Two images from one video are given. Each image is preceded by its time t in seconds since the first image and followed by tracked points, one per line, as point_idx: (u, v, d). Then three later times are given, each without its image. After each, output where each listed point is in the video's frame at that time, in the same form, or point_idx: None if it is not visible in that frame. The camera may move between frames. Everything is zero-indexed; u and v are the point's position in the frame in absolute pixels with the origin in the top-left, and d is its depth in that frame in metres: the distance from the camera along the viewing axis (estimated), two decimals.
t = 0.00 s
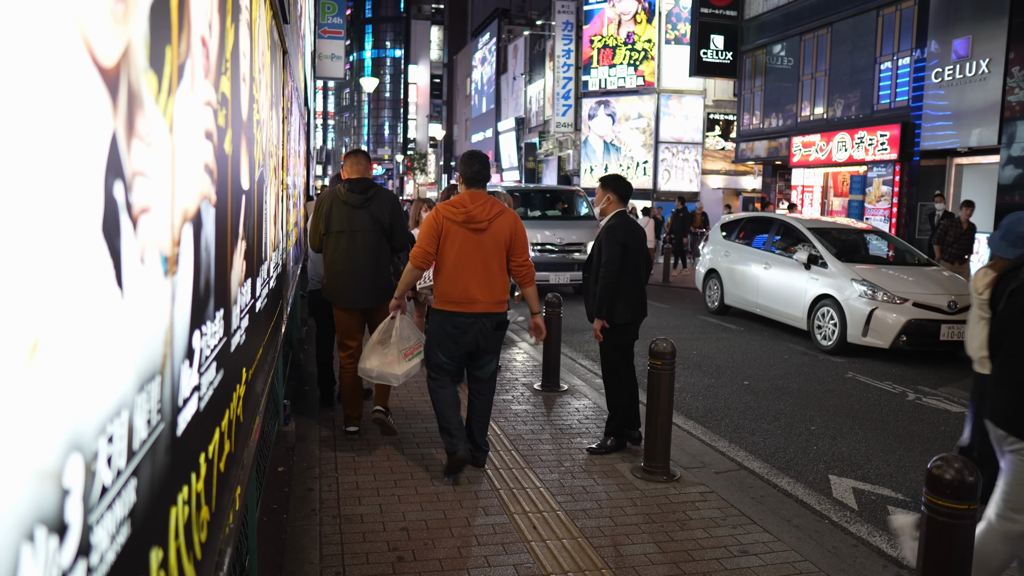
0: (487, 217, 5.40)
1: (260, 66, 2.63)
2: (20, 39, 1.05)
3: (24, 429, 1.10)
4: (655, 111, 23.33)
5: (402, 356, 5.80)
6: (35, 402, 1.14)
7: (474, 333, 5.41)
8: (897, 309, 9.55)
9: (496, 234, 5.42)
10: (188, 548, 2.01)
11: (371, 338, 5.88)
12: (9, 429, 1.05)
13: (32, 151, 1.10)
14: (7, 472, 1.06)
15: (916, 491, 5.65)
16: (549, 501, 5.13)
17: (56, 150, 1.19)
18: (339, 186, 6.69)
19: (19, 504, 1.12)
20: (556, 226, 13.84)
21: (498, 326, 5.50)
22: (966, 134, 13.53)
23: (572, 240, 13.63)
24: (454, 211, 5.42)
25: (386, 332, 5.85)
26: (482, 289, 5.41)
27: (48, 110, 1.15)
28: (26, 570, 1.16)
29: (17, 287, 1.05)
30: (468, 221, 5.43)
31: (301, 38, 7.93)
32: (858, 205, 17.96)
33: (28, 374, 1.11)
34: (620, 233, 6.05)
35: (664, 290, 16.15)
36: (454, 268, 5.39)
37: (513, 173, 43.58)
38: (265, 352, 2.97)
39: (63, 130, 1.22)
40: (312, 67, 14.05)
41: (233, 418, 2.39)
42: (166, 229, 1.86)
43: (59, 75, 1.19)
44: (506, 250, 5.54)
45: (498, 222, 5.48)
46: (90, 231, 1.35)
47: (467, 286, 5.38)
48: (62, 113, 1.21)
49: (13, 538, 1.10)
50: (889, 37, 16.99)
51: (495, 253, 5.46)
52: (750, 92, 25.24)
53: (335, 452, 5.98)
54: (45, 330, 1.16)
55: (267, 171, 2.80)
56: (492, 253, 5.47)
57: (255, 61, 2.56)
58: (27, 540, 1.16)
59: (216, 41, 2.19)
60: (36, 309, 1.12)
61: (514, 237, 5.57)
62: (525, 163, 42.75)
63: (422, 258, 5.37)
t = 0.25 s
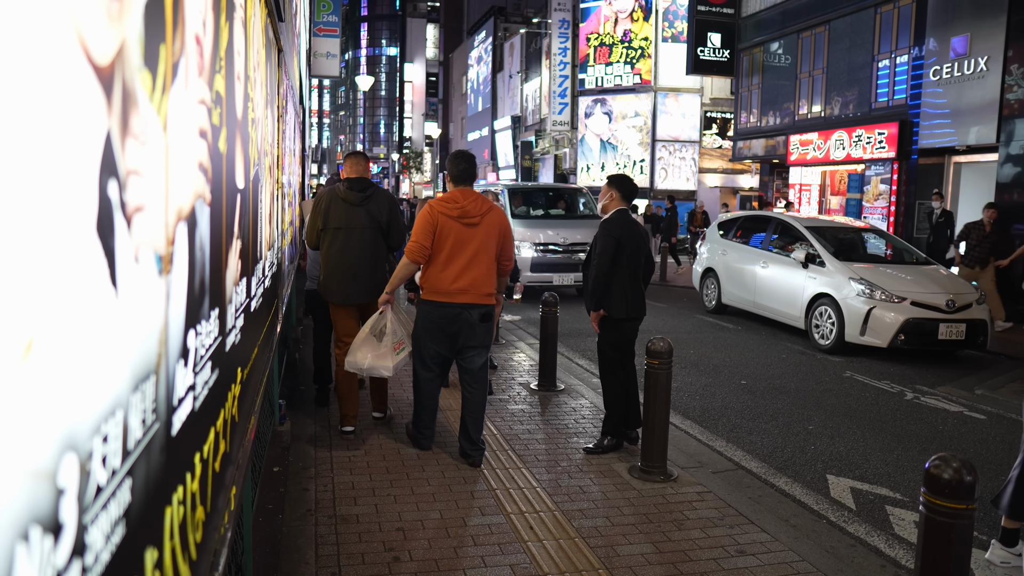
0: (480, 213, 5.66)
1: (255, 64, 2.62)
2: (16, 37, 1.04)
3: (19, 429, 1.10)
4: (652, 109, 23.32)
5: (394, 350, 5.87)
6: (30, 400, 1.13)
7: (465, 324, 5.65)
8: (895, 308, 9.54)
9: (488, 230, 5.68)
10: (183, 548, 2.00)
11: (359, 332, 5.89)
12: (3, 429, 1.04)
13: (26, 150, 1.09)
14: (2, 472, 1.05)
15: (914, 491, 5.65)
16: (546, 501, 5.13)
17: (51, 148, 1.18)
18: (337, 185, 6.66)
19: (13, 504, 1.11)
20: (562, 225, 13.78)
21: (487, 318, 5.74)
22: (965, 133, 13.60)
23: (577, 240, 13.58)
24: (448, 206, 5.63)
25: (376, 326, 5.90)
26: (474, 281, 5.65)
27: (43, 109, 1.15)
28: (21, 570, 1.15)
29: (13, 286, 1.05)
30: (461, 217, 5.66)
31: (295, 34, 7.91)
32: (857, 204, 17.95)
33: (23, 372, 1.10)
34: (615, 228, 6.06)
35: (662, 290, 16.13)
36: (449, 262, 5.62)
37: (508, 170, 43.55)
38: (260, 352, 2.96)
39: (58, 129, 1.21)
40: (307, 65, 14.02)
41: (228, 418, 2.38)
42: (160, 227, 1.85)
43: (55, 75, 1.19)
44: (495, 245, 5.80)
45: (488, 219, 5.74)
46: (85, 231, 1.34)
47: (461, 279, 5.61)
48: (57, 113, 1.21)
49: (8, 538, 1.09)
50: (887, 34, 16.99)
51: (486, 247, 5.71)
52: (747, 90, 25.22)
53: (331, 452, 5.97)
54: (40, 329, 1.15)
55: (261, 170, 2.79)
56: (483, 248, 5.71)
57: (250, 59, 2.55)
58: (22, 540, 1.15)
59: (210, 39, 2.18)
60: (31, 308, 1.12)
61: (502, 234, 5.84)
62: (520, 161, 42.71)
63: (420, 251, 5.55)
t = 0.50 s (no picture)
0: (458, 215, 5.86)
1: (250, 64, 2.61)
2: (10, 35, 1.03)
3: (13, 431, 1.09)
4: (650, 108, 23.30)
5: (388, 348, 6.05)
6: (24, 402, 1.12)
7: (446, 322, 5.83)
8: (894, 307, 9.53)
9: (466, 231, 5.87)
10: (178, 551, 1.99)
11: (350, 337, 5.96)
12: None
13: (10, 144, 1.04)
14: None
15: (913, 491, 5.64)
16: (544, 502, 5.11)
17: (46, 147, 1.16)
18: (347, 184, 6.67)
19: (8, 507, 1.10)
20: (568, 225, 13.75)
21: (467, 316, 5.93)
22: (963, 131, 13.58)
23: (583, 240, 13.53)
24: (427, 209, 5.79)
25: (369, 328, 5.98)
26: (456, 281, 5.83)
27: (38, 110, 1.14)
28: (16, 572, 1.14)
29: (7, 286, 1.04)
30: (440, 219, 5.84)
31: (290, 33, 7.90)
32: (856, 203, 17.94)
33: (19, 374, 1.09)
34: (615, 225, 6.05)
35: (659, 289, 16.11)
36: (430, 263, 5.79)
37: (504, 169, 43.53)
38: (256, 352, 2.95)
39: (53, 130, 1.20)
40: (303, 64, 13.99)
41: (223, 420, 2.37)
42: (155, 228, 1.84)
43: (49, 75, 1.18)
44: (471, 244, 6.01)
45: (465, 219, 5.94)
46: (79, 231, 1.33)
47: (442, 278, 5.79)
48: (52, 113, 1.20)
49: (3, 540, 1.08)
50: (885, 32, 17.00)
51: (464, 247, 5.91)
52: (745, 88, 25.20)
53: (328, 453, 5.96)
54: (35, 330, 1.14)
55: (257, 171, 2.77)
56: (462, 247, 5.91)
57: (245, 59, 2.54)
58: (17, 542, 1.14)
59: (205, 39, 2.17)
60: (26, 308, 1.11)
61: (478, 234, 6.04)
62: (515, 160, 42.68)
63: (403, 254, 5.70)
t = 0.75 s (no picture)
0: (437, 209, 6.23)
1: (245, 62, 2.60)
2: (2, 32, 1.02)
3: (6, 433, 1.08)
4: (646, 106, 23.29)
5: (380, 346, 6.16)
6: (18, 402, 1.11)
7: (426, 311, 6.21)
8: (892, 306, 9.53)
9: (444, 224, 6.26)
10: (172, 551, 1.98)
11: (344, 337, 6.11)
12: None
13: (3, 145, 1.04)
14: None
15: (910, 490, 5.64)
16: (541, 502, 5.11)
17: (39, 146, 1.16)
18: (356, 181, 7.19)
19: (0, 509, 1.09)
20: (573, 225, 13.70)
21: (445, 305, 6.35)
22: (960, 129, 13.58)
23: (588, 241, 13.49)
24: (408, 204, 6.16)
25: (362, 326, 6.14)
26: (435, 272, 6.22)
27: (31, 110, 1.13)
28: (7, 572, 1.13)
29: None
30: (420, 214, 6.21)
31: (286, 32, 7.88)
32: (853, 201, 17.94)
33: (12, 374, 1.08)
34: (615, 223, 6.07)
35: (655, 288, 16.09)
36: (411, 255, 6.14)
37: (499, 167, 43.51)
38: (251, 351, 2.94)
39: (46, 128, 1.19)
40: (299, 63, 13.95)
41: (218, 419, 2.36)
42: (149, 228, 1.83)
43: (42, 74, 1.17)
44: (450, 236, 6.39)
45: (443, 213, 6.33)
46: (73, 232, 1.32)
47: (423, 270, 6.17)
48: (45, 113, 1.19)
49: None
50: (882, 30, 17.01)
51: (442, 240, 6.29)
52: (742, 87, 25.17)
53: (323, 453, 5.95)
54: (28, 330, 1.13)
55: (252, 169, 2.76)
56: (441, 239, 6.28)
57: (239, 57, 2.52)
58: (10, 543, 1.13)
59: (199, 37, 2.15)
60: (19, 308, 1.10)
61: (454, 227, 6.44)
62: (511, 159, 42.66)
63: (385, 248, 6.06)
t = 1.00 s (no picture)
0: (429, 208, 6.26)
1: (239, 60, 2.58)
2: None
3: None
4: (643, 105, 23.27)
5: (374, 344, 6.19)
6: (10, 402, 1.10)
7: (419, 307, 6.27)
8: (889, 305, 9.53)
9: (436, 223, 6.30)
10: (167, 551, 1.96)
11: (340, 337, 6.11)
12: None
13: None
14: None
15: (907, 489, 5.64)
16: (538, 502, 5.10)
17: (31, 143, 1.14)
18: (354, 181, 7.26)
19: None
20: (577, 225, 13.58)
21: (436, 302, 6.40)
22: (959, 127, 13.57)
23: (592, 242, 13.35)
24: (400, 203, 6.18)
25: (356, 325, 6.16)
26: (428, 269, 6.27)
27: (23, 105, 1.11)
28: None
29: None
30: (412, 212, 6.23)
31: (280, 30, 7.84)
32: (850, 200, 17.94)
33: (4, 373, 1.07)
34: (613, 223, 6.07)
35: (652, 287, 16.08)
36: (404, 253, 6.18)
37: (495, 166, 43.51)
38: (246, 352, 2.92)
39: (39, 125, 1.18)
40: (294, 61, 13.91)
41: (213, 420, 2.34)
42: (143, 226, 1.82)
43: (33, 69, 1.15)
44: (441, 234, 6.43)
45: (435, 212, 6.35)
46: (66, 230, 1.31)
47: (416, 268, 6.21)
48: (37, 110, 1.17)
49: None
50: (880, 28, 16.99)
51: (434, 238, 6.34)
52: (739, 85, 25.16)
53: (318, 454, 5.93)
54: (21, 329, 1.12)
55: (246, 168, 2.75)
56: (432, 237, 6.32)
57: (234, 55, 2.51)
58: (2, 544, 1.12)
59: (193, 35, 2.14)
60: (12, 307, 1.09)
61: (445, 225, 6.48)
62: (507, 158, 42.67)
63: (378, 245, 6.07)
